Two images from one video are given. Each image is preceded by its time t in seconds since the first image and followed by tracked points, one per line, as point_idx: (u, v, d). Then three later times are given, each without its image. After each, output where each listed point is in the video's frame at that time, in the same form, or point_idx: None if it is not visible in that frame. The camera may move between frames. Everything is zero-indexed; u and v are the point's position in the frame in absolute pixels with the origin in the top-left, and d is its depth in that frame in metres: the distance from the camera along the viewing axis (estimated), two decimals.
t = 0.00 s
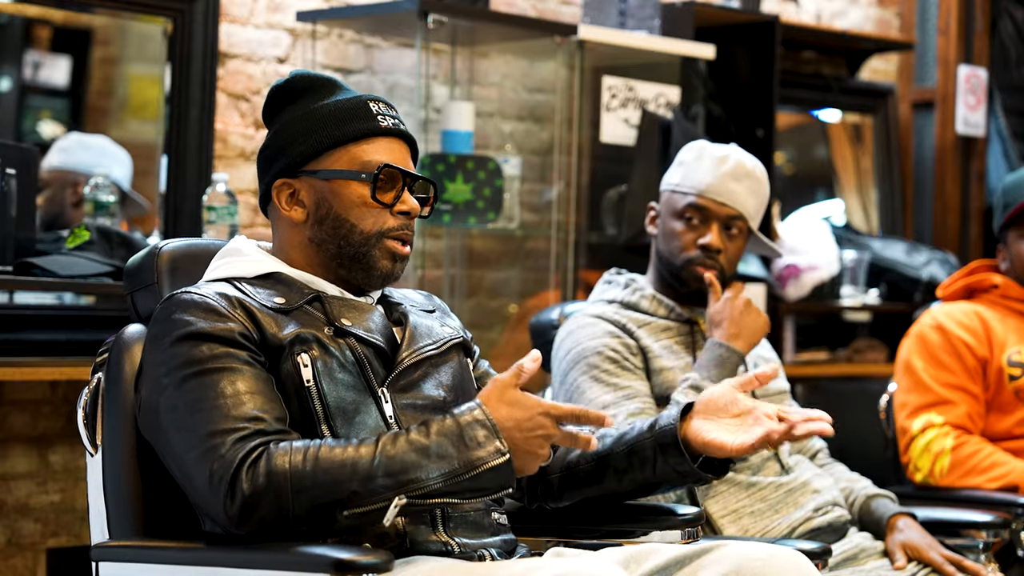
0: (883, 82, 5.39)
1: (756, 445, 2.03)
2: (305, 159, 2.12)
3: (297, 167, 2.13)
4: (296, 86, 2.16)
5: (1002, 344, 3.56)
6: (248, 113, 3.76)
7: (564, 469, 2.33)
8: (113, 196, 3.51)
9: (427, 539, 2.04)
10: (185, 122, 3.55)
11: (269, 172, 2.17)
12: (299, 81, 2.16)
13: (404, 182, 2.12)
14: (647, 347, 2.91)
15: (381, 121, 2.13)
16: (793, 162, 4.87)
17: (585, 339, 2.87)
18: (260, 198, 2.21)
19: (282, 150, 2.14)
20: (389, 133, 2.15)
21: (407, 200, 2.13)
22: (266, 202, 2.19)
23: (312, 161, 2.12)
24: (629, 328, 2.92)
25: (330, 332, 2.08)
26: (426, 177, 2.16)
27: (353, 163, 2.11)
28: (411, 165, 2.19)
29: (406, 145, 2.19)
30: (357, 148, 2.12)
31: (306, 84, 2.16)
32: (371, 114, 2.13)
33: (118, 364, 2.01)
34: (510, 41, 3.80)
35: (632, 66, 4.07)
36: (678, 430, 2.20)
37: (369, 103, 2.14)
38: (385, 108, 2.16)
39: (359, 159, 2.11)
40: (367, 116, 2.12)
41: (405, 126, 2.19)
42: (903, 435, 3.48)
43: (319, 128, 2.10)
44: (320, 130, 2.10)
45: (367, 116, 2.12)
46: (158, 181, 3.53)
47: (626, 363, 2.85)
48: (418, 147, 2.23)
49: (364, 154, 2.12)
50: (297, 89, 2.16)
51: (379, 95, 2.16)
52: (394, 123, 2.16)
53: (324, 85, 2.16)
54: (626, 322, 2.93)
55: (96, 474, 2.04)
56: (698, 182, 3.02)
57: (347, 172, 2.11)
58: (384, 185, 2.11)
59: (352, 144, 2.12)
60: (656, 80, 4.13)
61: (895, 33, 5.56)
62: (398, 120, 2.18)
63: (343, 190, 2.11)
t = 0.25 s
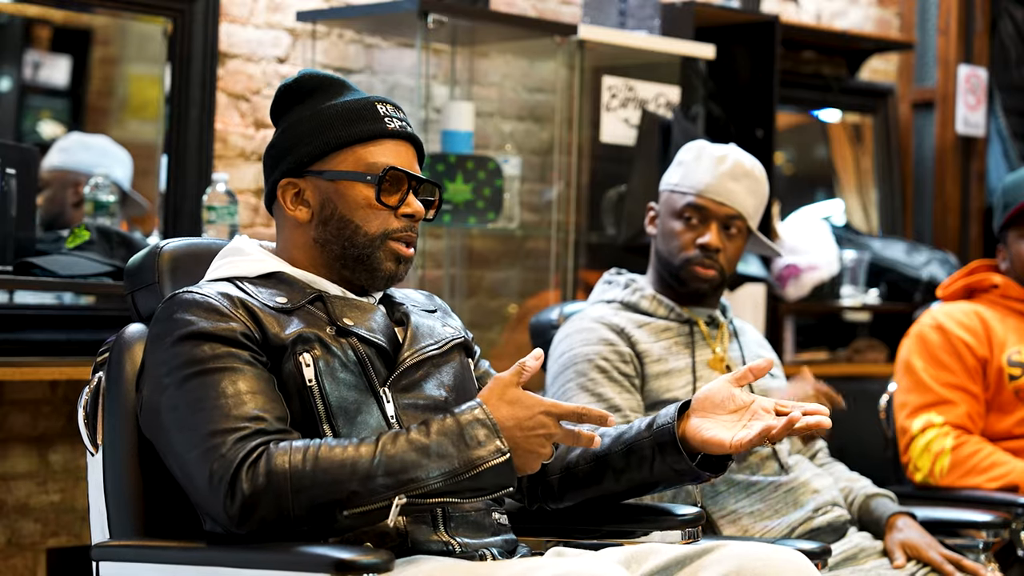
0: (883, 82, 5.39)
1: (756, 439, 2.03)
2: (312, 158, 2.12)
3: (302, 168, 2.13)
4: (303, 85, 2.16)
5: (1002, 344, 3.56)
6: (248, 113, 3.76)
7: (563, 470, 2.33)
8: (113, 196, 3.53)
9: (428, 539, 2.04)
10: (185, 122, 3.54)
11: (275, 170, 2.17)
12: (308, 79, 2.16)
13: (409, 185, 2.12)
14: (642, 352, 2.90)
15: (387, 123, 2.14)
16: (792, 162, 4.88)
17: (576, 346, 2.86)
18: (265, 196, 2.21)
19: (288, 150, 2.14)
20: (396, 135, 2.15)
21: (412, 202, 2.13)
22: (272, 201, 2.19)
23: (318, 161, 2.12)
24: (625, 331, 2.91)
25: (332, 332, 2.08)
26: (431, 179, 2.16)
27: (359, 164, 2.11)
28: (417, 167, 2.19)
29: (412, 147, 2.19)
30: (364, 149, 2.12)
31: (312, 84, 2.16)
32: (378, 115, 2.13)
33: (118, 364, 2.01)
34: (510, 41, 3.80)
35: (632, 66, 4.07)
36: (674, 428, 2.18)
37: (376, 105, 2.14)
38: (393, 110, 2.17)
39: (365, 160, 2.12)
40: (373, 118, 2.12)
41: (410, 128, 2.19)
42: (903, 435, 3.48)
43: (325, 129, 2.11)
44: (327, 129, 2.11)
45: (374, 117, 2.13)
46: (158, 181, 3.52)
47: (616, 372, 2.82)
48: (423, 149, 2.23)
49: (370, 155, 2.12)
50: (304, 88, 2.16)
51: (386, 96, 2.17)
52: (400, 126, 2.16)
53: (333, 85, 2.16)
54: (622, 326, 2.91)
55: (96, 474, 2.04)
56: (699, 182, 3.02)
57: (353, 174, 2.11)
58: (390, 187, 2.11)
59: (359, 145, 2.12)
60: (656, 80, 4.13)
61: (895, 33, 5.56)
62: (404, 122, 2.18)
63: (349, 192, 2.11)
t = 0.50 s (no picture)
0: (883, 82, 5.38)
1: (750, 438, 2.02)
2: (307, 159, 2.12)
3: (298, 168, 2.13)
4: (298, 86, 2.16)
5: (1002, 344, 3.56)
6: (248, 113, 3.76)
7: (561, 469, 2.32)
8: (113, 196, 3.52)
9: (426, 539, 2.04)
10: (185, 122, 3.55)
11: (271, 171, 2.17)
12: (303, 80, 2.16)
13: (404, 184, 2.12)
14: (644, 352, 2.90)
15: (382, 122, 2.14)
16: (793, 162, 4.88)
17: (579, 346, 2.85)
18: (262, 197, 2.21)
19: (283, 150, 2.14)
20: (392, 134, 2.15)
21: (407, 201, 2.13)
22: (268, 201, 2.19)
23: (314, 161, 2.12)
24: (627, 331, 2.90)
25: (330, 332, 2.09)
26: (427, 179, 2.16)
27: (353, 164, 2.11)
28: (414, 166, 2.19)
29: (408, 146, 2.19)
30: (359, 149, 2.12)
31: (307, 84, 2.16)
32: (373, 115, 2.13)
33: (117, 364, 2.02)
34: (510, 41, 3.80)
35: (632, 66, 4.07)
36: (671, 427, 2.18)
37: (371, 104, 2.13)
38: (388, 108, 2.17)
39: (360, 160, 2.11)
40: (368, 117, 2.12)
41: (407, 127, 2.19)
42: (903, 435, 3.48)
43: (320, 129, 2.11)
44: (322, 129, 2.11)
45: (369, 117, 2.13)
46: (158, 181, 3.53)
47: (616, 374, 2.82)
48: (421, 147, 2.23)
49: (365, 155, 2.12)
50: (299, 88, 2.16)
51: (381, 96, 2.16)
52: (396, 125, 2.16)
53: (328, 85, 2.16)
54: (624, 326, 2.91)
55: (95, 474, 2.05)
56: (698, 181, 3.02)
57: (349, 174, 2.11)
58: (385, 187, 2.11)
59: (354, 145, 2.12)
60: (656, 80, 4.13)
61: (895, 33, 5.55)
62: (401, 121, 2.18)
63: (345, 192, 2.11)
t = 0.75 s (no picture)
0: (883, 82, 5.38)
1: (745, 424, 2.05)
2: (307, 159, 2.12)
3: (298, 169, 2.13)
4: (299, 85, 2.16)
5: (1002, 344, 3.56)
6: (248, 113, 3.76)
7: (561, 466, 2.33)
8: (113, 196, 3.52)
9: (427, 539, 2.04)
10: (185, 122, 3.55)
11: (272, 172, 2.17)
12: (304, 80, 2.16)
13: (405, 184, 2.12)
14: (644, 350, 2.90)
15: (383, 122, 2.13)
16: (792, 162, 4.88)
17: (579, 345, 2.85)
18: (264, 197, 2.21)
19: (284, 151, 2.14)
20: (393, 134, 2.15)
21: (408, 202, 2.12)
22: (269, 201, 2.19)
23: (314, 162, 2.12)
24: (627, 330, 2.90)
25: (331, 332, 2.08)
26: (428, 179, 2.15)
27: (354, 164, 2.11)
28: (415, 166, 2.18)
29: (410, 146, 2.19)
30: (359, 149, 2.11)
31: (308, 84, 2.16)
32: (374, 115, 2.13)
33: (118, 364, 2.02)
34: (510, 41, 3.80)
35: (632, 66, 4.07)
36: (668, 418, 2.21)
37: (372, 104, 2.13)
38: (389, 108, 2.16)
39: (360, 160, 2.11)
40: (369, 117, 2.12)
41: (408, 127, 2.19)
42: (903, 435, 3.48)
43: (321, 129, 2.11)
44: (322, 130, 2.11)
45: (370, 117, 2.12)
46: (158, 181, 3.54)
47: (616, 372, 2.82)
48: (422, 147, 2.23)
49: (366, 155, 2.12)
50: (300, 88, 2.16)
51: (383, 95, 2.16)
52: (397, 125, 2.16)
53: (330, 85, 2.16)
54: (624, 325, 2.91)
55: (96, 474, 2.05)
56: (696, 181, 3.02)
57: (349, 174, 2.11)
58: (386, 187, 2.11)
59: (354, 145, 2.11)
60: (656, 80, 4.13)
61: (895, 33, 5.55)
62: (402, 121, 2.18)
63: (345, 192, 2.11)
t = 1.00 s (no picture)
0: (883, 82, 5.38)
1: (733, 373, 2.08)
2: (305, 159, 2.12)
3: (296, 168, 2.14)
4: (300, 85, 2.16)
5: (1002, 344, 3.56)
6: (248, 113, 3.76)
7: (556, 458, 2.33)
8: (113, 196, 3.53)
9: (426, 539, 2.04)
10: (185, 122, 3.56)
11: (271, 172, 2.18)
12: (304, 80, 2.17)
13: (403, 186, 2.12)
14: (642, 351, 2.90)
15: (382, 124, 2.13)
16: (793, 162, 4.88)
17: (577, 345, 2.85)
18: (264, 197, 2.21)
19: (283, 150, 2.15)
20: (392, 135, 2.14)
21: (406, 204, 2.11)
22: (269, 202, 2.20)
23: (313, 162, 2.13)
24: (624, 330, 2.90)
25: (330, 332, 2.09)
26: (428, 183, 2.15)
27: (352, 165, 2.11)
28: (415, 168, 2.18)
29: (409, 149, 2.18)
30: (358, 150, 2.11)
31: (309, 84, 2.16)
32: (373, 115, 2.13)
33: (117, 364, 2.02)
34: (510, 41, 3.80)
35: (632, 66, 4.07)
36: (654, 388, 2.22)
37: (371, 106, 2.13)
38: (389, 109, 2.16)
39: (358, 162, 2.11)
40: (368, 118, 2.12)
41: (408, 130, 2.18)
42: (903, 435, 3.48)
43: (319, 129, 2.11)
44: (321, 130, 2.11)
45: (369, 118, 2.12)
46: (158, 181, 3.54)
47: (614, 372, 2.82)
48: (422, 149, 2.23)
49: (364, 156, 2.11)
50: (300, 88, 2.16)
51: (383, 97, 2.16)
52: (396, 127, 2.15)
53: (330, 86, 2.17)
54: (620, 325, 2.91)
55: (95, 474, 2.05)
56: (692, 180, 3.02)
57: (347, 175, 2.11)
58: (383, 189, 2.11)
59: (352, 146, 2.11)
60: (656, 80, 4.13)
61: (895, 33, 5.55)
62: (401, 123, 2.17)
63: (343, 193, 2.11)
